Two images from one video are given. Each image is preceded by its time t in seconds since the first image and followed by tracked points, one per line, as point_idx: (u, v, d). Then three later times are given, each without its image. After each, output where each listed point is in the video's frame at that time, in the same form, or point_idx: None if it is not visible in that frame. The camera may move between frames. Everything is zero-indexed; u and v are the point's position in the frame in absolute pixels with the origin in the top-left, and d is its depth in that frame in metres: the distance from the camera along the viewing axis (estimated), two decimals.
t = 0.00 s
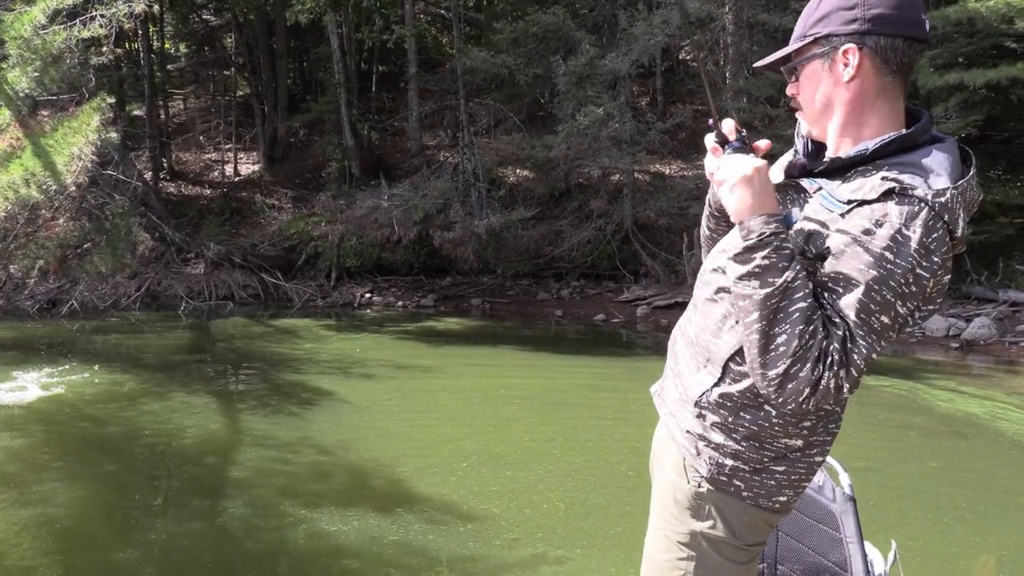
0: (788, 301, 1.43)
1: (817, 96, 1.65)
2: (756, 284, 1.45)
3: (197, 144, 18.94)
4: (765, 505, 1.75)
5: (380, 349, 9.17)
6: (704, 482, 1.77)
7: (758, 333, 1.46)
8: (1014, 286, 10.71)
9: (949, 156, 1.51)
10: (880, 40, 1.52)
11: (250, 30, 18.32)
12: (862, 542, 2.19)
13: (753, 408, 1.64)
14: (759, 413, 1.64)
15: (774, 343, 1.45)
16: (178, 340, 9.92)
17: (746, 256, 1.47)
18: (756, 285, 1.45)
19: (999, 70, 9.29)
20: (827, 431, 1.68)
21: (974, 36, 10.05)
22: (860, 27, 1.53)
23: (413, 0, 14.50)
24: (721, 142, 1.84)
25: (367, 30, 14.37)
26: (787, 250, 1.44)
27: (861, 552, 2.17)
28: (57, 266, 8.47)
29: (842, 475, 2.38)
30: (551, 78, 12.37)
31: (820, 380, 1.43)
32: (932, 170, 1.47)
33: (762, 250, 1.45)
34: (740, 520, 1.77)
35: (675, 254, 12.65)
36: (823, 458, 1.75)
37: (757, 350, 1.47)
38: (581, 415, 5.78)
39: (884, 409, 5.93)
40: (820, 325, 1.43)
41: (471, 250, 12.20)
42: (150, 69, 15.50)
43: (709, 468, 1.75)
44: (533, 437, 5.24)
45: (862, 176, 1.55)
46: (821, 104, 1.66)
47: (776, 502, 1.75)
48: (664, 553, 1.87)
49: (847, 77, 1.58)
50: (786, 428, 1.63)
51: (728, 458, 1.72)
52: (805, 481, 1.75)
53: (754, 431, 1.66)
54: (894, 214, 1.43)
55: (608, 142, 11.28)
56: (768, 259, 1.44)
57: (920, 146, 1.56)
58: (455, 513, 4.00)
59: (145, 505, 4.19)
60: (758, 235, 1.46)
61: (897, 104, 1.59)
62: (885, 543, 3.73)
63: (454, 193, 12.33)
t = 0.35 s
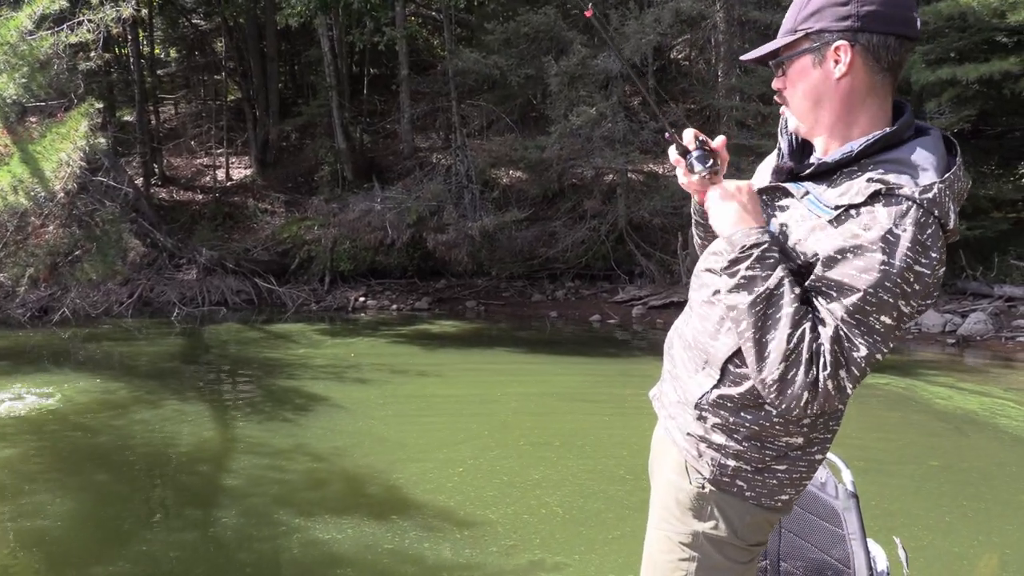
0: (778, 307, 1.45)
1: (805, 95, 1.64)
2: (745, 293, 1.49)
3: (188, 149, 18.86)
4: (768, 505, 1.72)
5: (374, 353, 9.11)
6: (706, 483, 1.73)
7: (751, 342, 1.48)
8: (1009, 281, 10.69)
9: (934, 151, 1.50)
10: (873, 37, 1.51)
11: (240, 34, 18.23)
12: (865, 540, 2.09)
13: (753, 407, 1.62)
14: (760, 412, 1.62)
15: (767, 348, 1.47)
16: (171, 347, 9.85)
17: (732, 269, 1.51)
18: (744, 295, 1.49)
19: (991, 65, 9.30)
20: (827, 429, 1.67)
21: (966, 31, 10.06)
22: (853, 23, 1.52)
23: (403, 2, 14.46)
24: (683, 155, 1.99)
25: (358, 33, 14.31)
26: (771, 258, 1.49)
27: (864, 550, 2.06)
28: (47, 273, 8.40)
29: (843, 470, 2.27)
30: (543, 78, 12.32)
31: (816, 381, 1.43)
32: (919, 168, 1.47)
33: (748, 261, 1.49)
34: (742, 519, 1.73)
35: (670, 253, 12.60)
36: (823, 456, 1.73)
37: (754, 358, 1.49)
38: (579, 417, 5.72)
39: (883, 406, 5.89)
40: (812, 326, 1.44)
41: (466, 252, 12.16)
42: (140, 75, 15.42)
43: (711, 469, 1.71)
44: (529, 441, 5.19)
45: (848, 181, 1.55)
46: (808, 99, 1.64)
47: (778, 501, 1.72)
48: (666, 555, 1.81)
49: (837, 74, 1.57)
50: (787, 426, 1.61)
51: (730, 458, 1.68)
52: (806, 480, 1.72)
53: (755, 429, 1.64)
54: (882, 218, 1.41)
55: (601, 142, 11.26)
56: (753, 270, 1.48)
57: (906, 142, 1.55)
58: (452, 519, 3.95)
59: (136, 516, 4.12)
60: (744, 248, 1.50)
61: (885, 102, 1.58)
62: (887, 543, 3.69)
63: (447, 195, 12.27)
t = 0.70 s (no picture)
0: (765, 304, 1.47)
1: (788, 94, 1.65)
2: (734, 291, 1.50)
3: (177, 152, 18.71)
4: (757, 506, 1.70)
5: (364, 357, 9.03)
6: (693, 484, 1.72)
7: (739, 342, 1.50)
8: (1000, 286, 10.71)
9: (914, 147, 1.51)
10: (856, 37, 1.53)
11: (231, 36, 18.11)
12: (859, 544, 2.19)
13: (739, 408, 1.60)
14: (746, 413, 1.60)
15: (755, 348, 1.48)
16: (159, 351, 9.74)
17: (722, 269, 1.53)
18: (732, 293, 1.50)
19: (981, 70, 9.32)
20: (817, 429, 1.64)
21: (957, 36, 10.07)
22: (837, 23, 1.53)
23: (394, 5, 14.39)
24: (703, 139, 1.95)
25: (349, 36, 14.23)
26: (762, 256, 1.50)
27: (858, 552, 2.16)
28: (32, 277, 8.29)
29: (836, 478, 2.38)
30: (535, 81, 12.27)
31: (802, 383, 1.44)
32: (896, 162, 1.48)
33: (737, 259, 1.51)
34: (730, 520, 1.72)
35: (662, 257, 12.56)
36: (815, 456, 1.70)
37: (741, 356, 1.51)
38: (570, 423, 5.67)
39: (876, 411, 5.86)
40: (796, 327, 1.44)
41: (457, 255, 12.12)
42: (129, 77, 15.29)
43: (698, 470, 1.71)
44: (521, 447, 5.13)
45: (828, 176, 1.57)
46: (793, 99, 1.65)
47: (768, 502, 1.70)
48: (657, 555, 1.81)
49: (821, 73, 1.58)
50: (773, 427, 1.59)
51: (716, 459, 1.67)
52: (798, 481, 1.69)
53: (741, 431, 1.62)
54: (861, 212, 1.42)
55: (593, 145, 11.24)
56: (743, 269, 1.50)
57: (886, 138, 1.57)
58: (442, 527, 3.88)
59: (118, 525, 4.04)
60: (734, 246, 1.52)
61: (868, 100, 1.60)
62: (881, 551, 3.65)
63: (439, 199, 12.19)
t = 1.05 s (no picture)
0: (759, 318, 1.45)
1: (779, 103, 1.65)
2: (728, 305, 1.47)
3: (167, 151, 18.58)
4: (744, 509, 1.68)
5: (353, 359, 8.95)
6: (681, 488, 1.69)
7: (734, 355, 1.47)
8: (990, 291, 10.73)
9: (906, 158, 1.49)
10: (849, 46, 1.53)
11: (221, 36, 17.98)
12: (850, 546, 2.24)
13: (728, 412, 1.58)
14: (735, 418, 1.58)
15: (750, 361, 1.46)
16: (145, 352, 9.62)
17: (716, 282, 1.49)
18: (728, 307, 1.47)
19: (973, 75, 9.34)
20: (804, 432, 1.63)
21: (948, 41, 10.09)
22: (830, 32, 1.53)
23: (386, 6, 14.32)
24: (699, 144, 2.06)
25: (340, 35, 14.14)
26: (754, 270, 1.47)
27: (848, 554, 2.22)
28: (16, 276, 8.18)
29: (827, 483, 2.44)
30: (526, 83, 12.23)
31: (796, 395, 1.42)
32: (891, 174, 1.44)
33: (730, 274, 1.47)
34: (718, 523, 1.69)
35: (653, 260, 12.52)
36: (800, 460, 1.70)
37: (737, 368, 1.48)
38: (560, 428, 5.62)
39: (867, 417, 5.83)
40: (791, 339, 1.42)
41: (447, 257, 12.07)
42: (118, 76, 15.16)
43: (686, 474, 1.67)
44: (510, 452, 5.08)
45: (822, 185, 1.52)
46: (785, 107, 1.65)
47: (755, 505, 1.68)
48: (644, 559, 1.76)
49: (814, 82, 1.58)
50: (763, 432, 1.57)
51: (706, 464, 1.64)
52: (784, 483, 1.69)
53: (729, 435, 1.60)
54: (855, 222, 1.39)
55: (585, 147, 11.21)
56: (737, 283, 1.46)
57: (879, 148, 1.53)
58: (429, 534, 3.82)
59: (99, 531, 3.95)
60: (728, 260, 1.48)
61: (859, 110, 1.61)
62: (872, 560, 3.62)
63: (429, 200, 12.12)
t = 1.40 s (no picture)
0: (778, 305, 1.40)
1: (771, 104, 1.66)
2: (746, 288, 1.43)
3: (155, 150, 18.43)
4: (748, 511, 1.66)
5: (343, 361, 8.86)
6: (685, 489, 1.67)
7: (748, 340, 1.42)
8: (979, 294, 10.75)
9: (900, 154, 1.51)
10: (841, 48, 1.54)
11: (211, 34, 17.83)
12: (845, 549, 2.16)
13: (731, 414, 1.58)
14: (739, 418, 1.57)
15: (764, 347, 1.41)
16: (131, 353, 9.51)
17: (734, 264, 1.45)
18: (747, 291, 1.43)
19: (963, 80, 9.37)
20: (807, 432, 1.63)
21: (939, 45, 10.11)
22: (823, 33, 1.54)
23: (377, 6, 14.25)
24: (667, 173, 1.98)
25: (330, 35, 14.05)
26: (775, 256, 1.42)
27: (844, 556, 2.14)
28: None
29: (822, 482, 2.35)
30: (518, 84, 12.18)
31: (808, 382, 1.39)
32: (888, 172, 1.46)
33: (751, 256, 1.43)
34: (722, 524, 1.67)
35: (644, 262, 12.49)
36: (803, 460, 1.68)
37: (745, 356, 1.44)
38: (550, 431, 5.57)
39: (860, 420, 5.82)
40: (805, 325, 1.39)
41: (437, 258, 12.00)
42: (106, 74, 15.00)
43: (690, 476, 1.66)
44: (501, 456, 5.02)
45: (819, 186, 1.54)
46: (776, 108, 1.66)
47: (758, 506, 1.67)
48: (645, 561, 1.75)
49: (807, 82, 1.58)
50: (767, 431, 1.56)
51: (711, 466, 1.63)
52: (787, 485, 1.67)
53: (734, 435, 1.59)
54: (857, 219, 1.40)
55: (577, 149, 11.18)
56: (758, 263, 1.42)
57: (875, 147, 1.54)
58: (419, 540, 3.76)
59: (81, 537, 3.87)
60: (749, 242, 1.43)
61: (852, 111, 1.61)
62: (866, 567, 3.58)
63: (420, 201, 12.04)
